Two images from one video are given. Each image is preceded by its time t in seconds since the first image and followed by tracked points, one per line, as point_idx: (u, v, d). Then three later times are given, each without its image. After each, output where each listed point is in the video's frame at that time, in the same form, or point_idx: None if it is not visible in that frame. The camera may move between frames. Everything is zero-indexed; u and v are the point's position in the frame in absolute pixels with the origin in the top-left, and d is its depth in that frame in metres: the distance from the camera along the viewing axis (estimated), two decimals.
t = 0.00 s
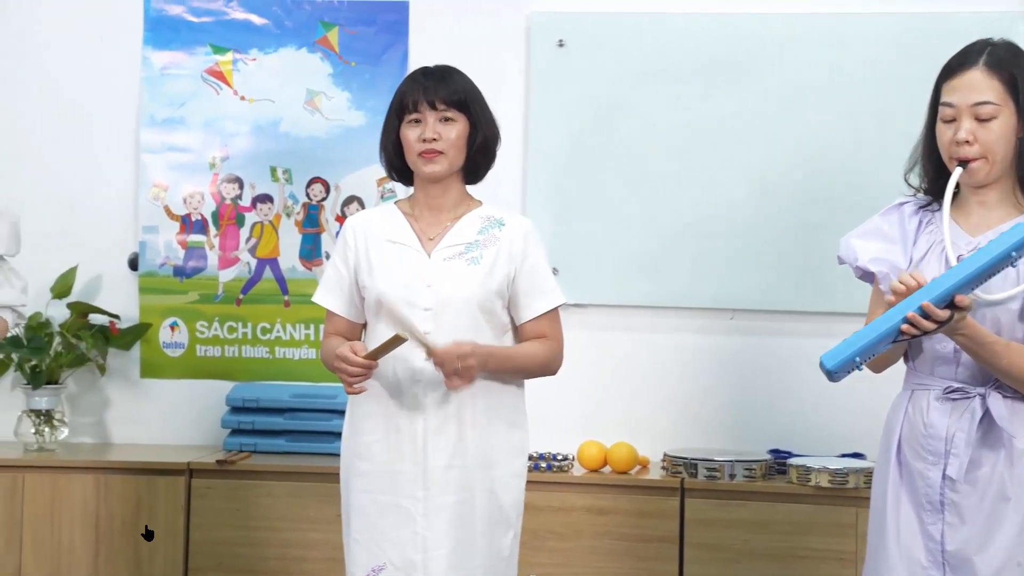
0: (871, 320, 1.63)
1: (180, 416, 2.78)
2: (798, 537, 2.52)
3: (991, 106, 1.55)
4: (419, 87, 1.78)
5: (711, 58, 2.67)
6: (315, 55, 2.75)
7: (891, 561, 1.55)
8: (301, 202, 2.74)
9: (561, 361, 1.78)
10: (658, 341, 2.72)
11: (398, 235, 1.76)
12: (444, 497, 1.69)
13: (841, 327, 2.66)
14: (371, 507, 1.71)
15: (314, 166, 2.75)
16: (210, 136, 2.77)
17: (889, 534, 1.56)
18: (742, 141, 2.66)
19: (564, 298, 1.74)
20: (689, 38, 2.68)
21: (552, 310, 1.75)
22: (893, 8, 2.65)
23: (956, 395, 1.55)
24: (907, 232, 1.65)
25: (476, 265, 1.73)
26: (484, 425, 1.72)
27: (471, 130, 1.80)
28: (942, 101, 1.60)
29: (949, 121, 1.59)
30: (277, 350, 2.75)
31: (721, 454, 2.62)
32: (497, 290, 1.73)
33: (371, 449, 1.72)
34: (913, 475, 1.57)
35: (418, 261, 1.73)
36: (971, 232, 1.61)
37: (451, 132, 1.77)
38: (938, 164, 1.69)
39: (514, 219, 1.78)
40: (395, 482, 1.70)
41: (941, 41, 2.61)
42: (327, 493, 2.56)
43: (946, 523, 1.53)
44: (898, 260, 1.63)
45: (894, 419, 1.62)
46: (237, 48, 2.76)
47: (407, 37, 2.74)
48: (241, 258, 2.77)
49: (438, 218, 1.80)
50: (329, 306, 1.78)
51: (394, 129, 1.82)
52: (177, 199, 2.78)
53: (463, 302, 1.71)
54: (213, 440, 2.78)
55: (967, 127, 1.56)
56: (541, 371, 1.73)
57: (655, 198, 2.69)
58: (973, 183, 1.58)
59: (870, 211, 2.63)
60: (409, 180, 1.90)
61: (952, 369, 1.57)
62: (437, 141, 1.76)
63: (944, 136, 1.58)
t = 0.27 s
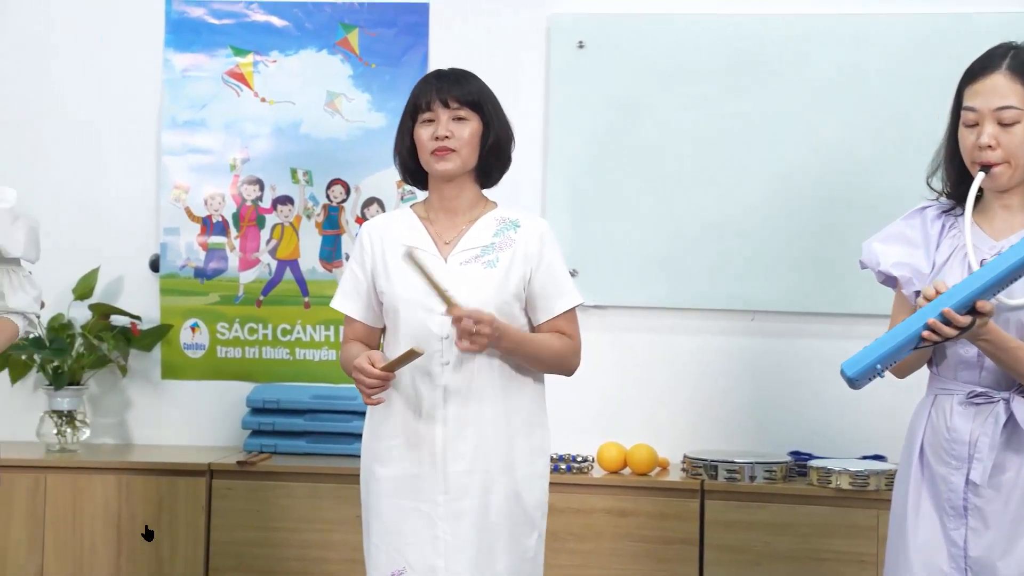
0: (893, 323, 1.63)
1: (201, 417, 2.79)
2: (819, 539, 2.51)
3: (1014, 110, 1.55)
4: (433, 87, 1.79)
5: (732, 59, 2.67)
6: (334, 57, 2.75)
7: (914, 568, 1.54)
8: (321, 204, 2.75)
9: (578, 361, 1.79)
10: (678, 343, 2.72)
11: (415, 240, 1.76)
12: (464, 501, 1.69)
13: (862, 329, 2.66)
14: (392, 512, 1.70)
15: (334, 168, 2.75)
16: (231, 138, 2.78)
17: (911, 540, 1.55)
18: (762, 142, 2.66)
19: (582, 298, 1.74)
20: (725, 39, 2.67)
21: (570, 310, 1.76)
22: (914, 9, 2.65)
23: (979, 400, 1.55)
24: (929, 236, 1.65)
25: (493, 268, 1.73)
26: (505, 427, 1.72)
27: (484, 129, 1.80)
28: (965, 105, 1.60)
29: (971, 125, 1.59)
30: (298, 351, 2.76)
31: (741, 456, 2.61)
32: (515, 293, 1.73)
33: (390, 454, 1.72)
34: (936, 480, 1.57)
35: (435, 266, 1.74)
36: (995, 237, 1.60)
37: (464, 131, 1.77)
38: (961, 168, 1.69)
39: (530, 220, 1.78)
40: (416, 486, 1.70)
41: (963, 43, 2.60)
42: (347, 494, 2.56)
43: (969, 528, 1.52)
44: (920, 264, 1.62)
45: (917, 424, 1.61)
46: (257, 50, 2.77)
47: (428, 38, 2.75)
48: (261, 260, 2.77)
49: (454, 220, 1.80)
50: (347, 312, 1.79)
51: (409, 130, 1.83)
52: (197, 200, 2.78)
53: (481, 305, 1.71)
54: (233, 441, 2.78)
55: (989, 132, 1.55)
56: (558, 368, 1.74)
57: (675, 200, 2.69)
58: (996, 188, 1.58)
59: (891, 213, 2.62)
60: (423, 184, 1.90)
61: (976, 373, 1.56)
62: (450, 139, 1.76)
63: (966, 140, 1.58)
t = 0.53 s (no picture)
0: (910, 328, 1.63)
1: (219, 418, 2.80)
2: (837, 541, 2.51)
3: None
4: (447, 87, 1.79)
5: (748, 60, 2.67)
6: (351, 58, 2.76)
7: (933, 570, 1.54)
8: (338, 205, 2.75)
9: (594, 361, 1.77)
10: (694, 344, 2.71)
11: (429, 239, 1.76)
12: (480, 501, 1.69)
13: (879, 330, 2.65)
14: (410, 512, 1.71)
15: (350, 169, 2.76)
16: (248, 139, 2.79)
17: (931, 542, 1.55)
18: (779, 143, 2.66)
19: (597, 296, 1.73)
20: (707, 39, 2.68)
21: (585, 309, 1.75)
22: (931, 9, 2.64)
23: (999, 402, 1.54)
24: (948, 238, 1.65)
25: (508, 267, 1.73)
26: (520, 427, 1.72)
27: (498, 129, 1.80)
28: (984, 101, 1.59)
29: (989, 120, 1.58)
30: (314, 351, 2.76)
31: (758, 457, 2.61)
32: (529, 292, 1.73)
33: (407, 454, 1.72)
34: (956, 482, 1.56)
35: (449, 265, 1.74)
36: (1013, 237, 1.60)
37: (479, 130, 1.77)
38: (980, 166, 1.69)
39: (546, 219, 1.78)
40: (433, 485, 1.70)
41: (980, 44, 2.60)
42: (363, 494, 2.56)
43: (990, 531, 1.52)
44: (938, 267, 1.62)
45: (936, 426, 1.61)
46: (274, 51, 2.78)
47: (444, 40, 2.75)
48: (278, 260, 2.78)
49: (469, 220, 1.80)
50: (363, 312, 1.79)
51: (424, 131, 1.83)
52: (215, 201, 2.79)
53: (497, 306, 1.71)
54: (250, 442, 2.79)
55: (1007, 127, 1.55)
56: (574, 370, 1.73)
57: (691, 201, 2.69)
58: (1012, 186, 1.57)
59: (908, 214, 2.62)
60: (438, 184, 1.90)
61: (995, 376, 1.56)
62: (464, 138, 1.76)
63: (984, 136, 1.58)
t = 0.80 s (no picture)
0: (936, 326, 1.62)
1: (243, 417, 2.81)
2: (861, 541, 2.50)
3: None
4: (473, 86, 1.79)
5: (771, 58, 2.66)
6: (374, 57, 2.76)
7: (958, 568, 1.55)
8: (361, 204, 2.76)
9: (615, 362, 1.77)
10: (717, 343, 2.71)
11: (452, 238, 1.76)
12: (500, 500, 1.69)
13: (903, 329, 2.64)
14: (429, 510, 1.71)
15: (373, 168, 2.76)
16: (271, 138, 2.80)
17: (956, 540, 1.56)
18: (803, 141, 2.65)
19: (619, 298, 1.72)
20: (731, 38, 2.67)
21: (607, 310, 1.74)
22: (956, 7, 2.63)
23: None
24: (973, 235, 1.64)
25: (530, 267, 1.73)
26: (541, 427, 1.71)
27: (523, 129, 1.80)
28: (1011, 92, 1.58)
29: (1015, 110, 1.57)
30: (337, 351, 2.77)
31: (781, 456, 2.60)
32: (551, 293, 1.72)
33: (428, 452, 1.72)
34: (981, 480, 1.56)
35: (472, 265, 1.74)
36: None
37: (503, 130, 1.77)
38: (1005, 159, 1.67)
39: (569, 219, 1.77)
40: (452, 484, 1.71)
41: (1005, 41, 2.58)
42: (386, 493, 2.56)
43: (1016, 529, 1.51)
44: (963, 264, 1.62)
45: (962, 423, 1.60)
46: (298, 51, 2.79)
47: (467, 39, 2.76)
48: (301, 260, 2.78)
49: (492, 220, 1.80)
50: (386, 310, 1.79)
51: (449, 130, 1.83)
52: (238, 201, 2.80)
53: (519, 306, 1.71)
54: (273, 440, 2.80)
55: None
56: (593, 372, 1.72)
57: (714, 200, 2.68)
58: None
59: (933, 212, 2.61)
60: (463, 183, 1.90)
61: (1020, 373, 1.54)
62: (489, 139, 1.76)
63: (1010, 126, 1.56)
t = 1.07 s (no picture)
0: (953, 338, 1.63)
1: (263, 416, 2.82)
2: (882, 541, 2.49)
3: None
4: (496, 85, 1.79)
5: (792, 58, 2.65)
6: (393, 57, 2.77)
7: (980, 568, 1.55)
8: (381, 204, 2.76)
9: (634, 362, 1.76)
10: (737, 343, 2.70)
11: (471, 237, 1.76)
12: (518, 499, 1.69)
13: (924, 329, 2.63)
14: (448, 509, 1.71)
15: (393, 168, 2.76)
16: (291, 138, 2.80)
17: (978, 540, 1.56)
18: (823, 140, 2.64)
19: (638, 298, 1.72)
20: (751, 37, 2.67)
21: (625, 310, 1.73)
22: (977, 5, 2.62)
23: None
24: (995, 233, 1.64)
25: (549, 267, 1.72)
26: (560, 427, 1.71)
27: (544, 128, 1.80)
28: None
29: None
30: (357, 350, 2.77)
31: (802, 456, 2.59)
32: (570, 292, 1.72)
33: (447, 451, 1.72)
34: (1002, 480, 1.55)
35: (492, 264, 1.74)
36: None
37: (524, 130, 1.77)
38: None
39: (588, 219, 1.76)
40: (471, 483, 1.71)
41: None
42: (405, 492, 2.57)
43: None
44: (985, 263, 1.63)
45: (984, 422, 1.59)
46: (317, 51, 2.79)
47: (486, 39, 2.76)
48: (321, 259, 2.79)
49: (512, 219, 1.80)
50: (405, 308, 1.80)
51: (470, 128, 1.83)
52: (258, 200, 2.81)
53: (538, 305, 1.71)
54: (292, 440, 2.80)
55: None
56: (613, 371, 1.72)
57: (734, 199, 2.68)
58: None
59: (954, 212, 2.60)
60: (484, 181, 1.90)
61: None
62: (509, 137, 1.76)
63: None
